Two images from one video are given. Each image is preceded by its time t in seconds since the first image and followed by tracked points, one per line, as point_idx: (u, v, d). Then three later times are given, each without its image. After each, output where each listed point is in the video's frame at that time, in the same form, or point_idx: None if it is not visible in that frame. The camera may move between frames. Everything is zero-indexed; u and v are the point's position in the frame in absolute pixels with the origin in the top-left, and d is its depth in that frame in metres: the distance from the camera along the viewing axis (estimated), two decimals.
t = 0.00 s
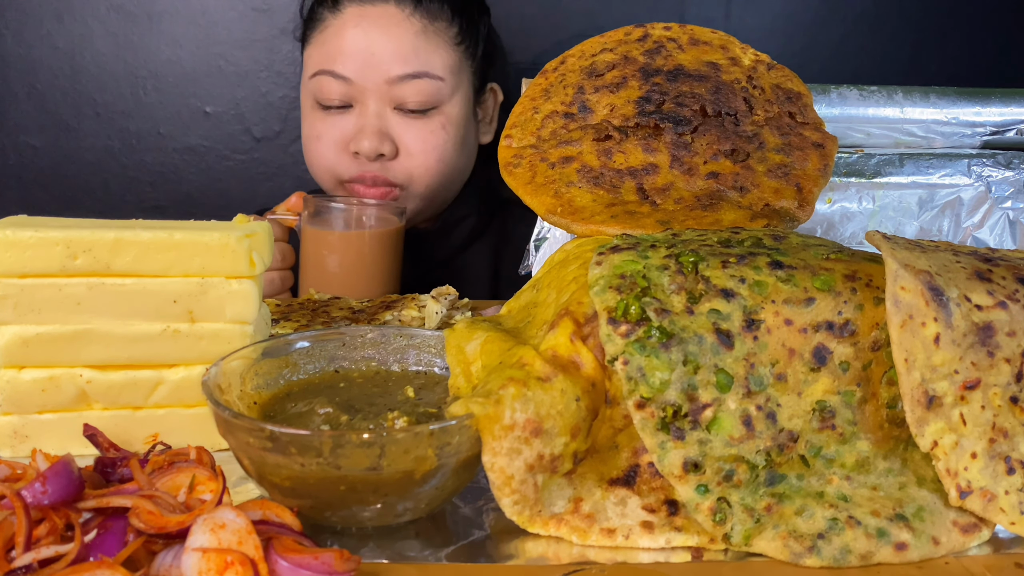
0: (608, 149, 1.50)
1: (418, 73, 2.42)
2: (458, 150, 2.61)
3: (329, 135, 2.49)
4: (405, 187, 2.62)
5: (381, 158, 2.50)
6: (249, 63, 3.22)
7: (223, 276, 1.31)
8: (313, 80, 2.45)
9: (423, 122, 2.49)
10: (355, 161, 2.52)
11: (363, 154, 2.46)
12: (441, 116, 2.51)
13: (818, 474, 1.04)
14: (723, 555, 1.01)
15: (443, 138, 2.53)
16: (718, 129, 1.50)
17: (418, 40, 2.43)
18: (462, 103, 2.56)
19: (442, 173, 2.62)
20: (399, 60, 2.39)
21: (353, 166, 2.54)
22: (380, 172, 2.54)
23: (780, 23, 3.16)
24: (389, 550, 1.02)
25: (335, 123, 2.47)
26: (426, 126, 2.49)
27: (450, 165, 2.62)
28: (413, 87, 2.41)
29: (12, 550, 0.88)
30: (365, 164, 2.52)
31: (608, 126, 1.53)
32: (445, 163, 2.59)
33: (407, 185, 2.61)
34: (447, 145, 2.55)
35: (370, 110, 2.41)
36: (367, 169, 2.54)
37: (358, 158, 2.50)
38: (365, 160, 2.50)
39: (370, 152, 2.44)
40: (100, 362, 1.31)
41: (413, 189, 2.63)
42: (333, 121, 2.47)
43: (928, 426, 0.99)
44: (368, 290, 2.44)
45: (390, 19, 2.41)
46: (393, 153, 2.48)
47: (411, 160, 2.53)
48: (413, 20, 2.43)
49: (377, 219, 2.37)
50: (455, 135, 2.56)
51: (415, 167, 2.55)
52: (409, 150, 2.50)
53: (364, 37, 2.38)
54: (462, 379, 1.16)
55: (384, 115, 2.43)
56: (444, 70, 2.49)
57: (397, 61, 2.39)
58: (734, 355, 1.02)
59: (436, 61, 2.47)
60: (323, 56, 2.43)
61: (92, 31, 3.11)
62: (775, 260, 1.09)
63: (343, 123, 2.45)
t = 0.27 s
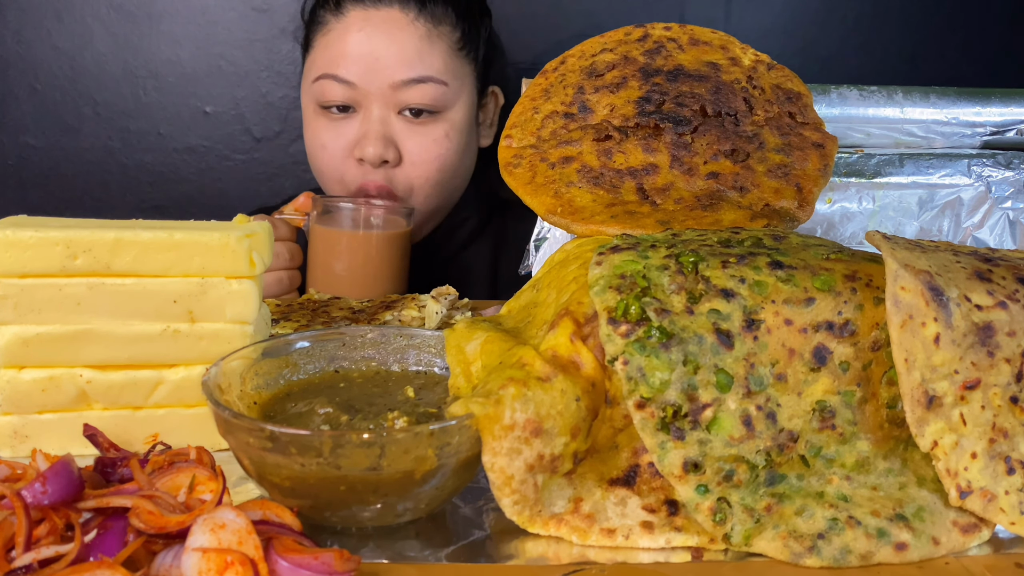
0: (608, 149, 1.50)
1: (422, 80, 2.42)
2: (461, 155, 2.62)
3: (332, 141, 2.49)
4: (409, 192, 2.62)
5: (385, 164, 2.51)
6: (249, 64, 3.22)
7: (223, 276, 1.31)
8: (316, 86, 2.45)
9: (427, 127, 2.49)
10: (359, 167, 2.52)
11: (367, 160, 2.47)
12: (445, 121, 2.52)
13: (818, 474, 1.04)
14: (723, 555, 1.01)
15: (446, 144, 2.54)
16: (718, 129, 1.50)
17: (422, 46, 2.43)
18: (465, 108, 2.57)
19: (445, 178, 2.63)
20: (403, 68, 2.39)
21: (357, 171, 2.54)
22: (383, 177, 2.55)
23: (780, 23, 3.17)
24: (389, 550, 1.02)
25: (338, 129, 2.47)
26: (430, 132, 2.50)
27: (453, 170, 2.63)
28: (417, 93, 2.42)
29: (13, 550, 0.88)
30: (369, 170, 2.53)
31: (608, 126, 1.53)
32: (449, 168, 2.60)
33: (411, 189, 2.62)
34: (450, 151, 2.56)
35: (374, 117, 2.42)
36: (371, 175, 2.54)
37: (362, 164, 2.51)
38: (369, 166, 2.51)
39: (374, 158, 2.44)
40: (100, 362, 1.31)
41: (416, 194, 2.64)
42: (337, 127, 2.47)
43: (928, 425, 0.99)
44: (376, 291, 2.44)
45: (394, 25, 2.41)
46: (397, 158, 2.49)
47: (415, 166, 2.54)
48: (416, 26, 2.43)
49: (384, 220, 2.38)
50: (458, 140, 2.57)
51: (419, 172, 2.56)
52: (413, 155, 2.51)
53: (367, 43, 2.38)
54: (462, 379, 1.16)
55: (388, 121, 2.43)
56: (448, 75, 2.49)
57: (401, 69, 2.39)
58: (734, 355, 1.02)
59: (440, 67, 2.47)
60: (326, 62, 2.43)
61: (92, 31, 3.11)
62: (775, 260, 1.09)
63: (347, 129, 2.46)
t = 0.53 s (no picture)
0: (608, 149, 1.50)
1: (422, 86, 2.42)
2: (461, 159, 2.63)
3: (332, 146, 2.49)
4: (408, 196, 2.63)
5: (385, 169, 2.51)
6: (249, 64, 3.22)
7: (223, 276, 1.31)
8: (316, 91, 2.44)
9: (427, 132, 2.49)
10: (359, 171, 2.52)
11: (367, 165, 2.47)
12: (445, 126, 2.52)
13: (818, 474, 1.04)
14: (723, 555, 1.01)
15: (446, 149, 2.54)
16: (718, 129, 1.50)
17: (422, 52, 2.43)
18: (465, 113, 2.57)
19: (445, 182, 2.64)
20: (403, 74, 2.39)
21: (357, 176, 2.54)
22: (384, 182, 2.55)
23: (780, 23, 3.16)
24: (389, 550, 1.02)
25: (339, 134, 2.47)
26: (431, 137, 2.50)
27: (453, 174, 2.64)
28: (418, 98, 2.42)
29: (13, 550, 0.88)
30: (369, 175, 2.53)
31: (608, 126, 1.53)
32: (449, 172, 2.61)
33: (411, 194, 2.62)
34: (450, 155, 2.57)
35: (375, 122, 2.42)
36: (371, 179, 2.55)
37: (362, 169, 2.51)
38: (369, 171, 2.51)
39: (375, 164, 2.45)
40: (100, 362, 1.31)
41: (416, 198, 2.64)
42: (337, 132, 2.47)
43: (928, 426, 0.99)
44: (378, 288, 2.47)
45: (394, 31, 2.41)
46: (397, 163, 2.50)
47: (415, 170, 2.54)
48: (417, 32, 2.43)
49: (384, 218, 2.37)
50: (458, 145, 2.58)
51: (419, 177, 2.57)
52: (414, 160, 2.52)
53: (368, 49, 2.38)
54: (462, 379, 1.16)
55: (389, 127, 2.44)
56: (448, 81, 2.49)
57: (401, 75, 2.39)
58: (734, 355, 1.02)
59: (440, 72, 2.47)
60: (327, 67, 2.43)
61: (92, 31, 3.11)
62: (775, 260, 1.09)
63: (347, 134, 2.46)
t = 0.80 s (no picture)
0: (608, 149, 1.50)
1: (420, 85, 2.42)
2: (459, 158, 2.62)
3: (331, 145, 2.49)
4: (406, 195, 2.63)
5: (383, 168, 2.51)
6: (249, 64, 3.22)
7: (223, 275, 1.31)
8: (315, 90, 2.45)
9: (425, 131, 2.49)
10: (358, 170, 2.52)
11: (365, 164, 2.47)
12: (443, 125, 2.52)
13: (818, 474, 1.04)
14: (723, 555, 1.01)
15: (444, 148, 2.54)
16: (718, 129, 1.50)
17: (420, 52, 2.43)
18: (463, 112, 2.57)
19: (443, 181, 2.64)
20: (401, 73, 2.39)
21: (355, 175, 2.54)
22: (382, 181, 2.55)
23: (780, 23, 3.16)
24: (389, 550, 1.02)
25: (337, 133, 2.47)
26: (429, 136, 2.50)
27: (451, 173, 2.64)
28: (416, 98, 2.42)
29: (13, 550, 0.88)
30: (367, 174, 2.53)
31: (608, 126, 1.53)
32: (447, 171, 2.61)
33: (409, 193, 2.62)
34: (448, 155, 2.56)
35: (373, 121, 2.42)
36: (369, 178, 2.55)
37: (360, 168, 2.51)
38: (368, 170, 2.51)
39: (372, 163, 2.45)
40: (100, 362, 1.31)
41: (414, 197, 2.64)
42: (336, 131, 2.47)
43: (928, 426, 0.99)
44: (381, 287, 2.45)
45: (393, 30, 2.41)
46: (395, 162, 2.49)
47: (413, 169, 2.54)
48: (415, 31, 2.43)
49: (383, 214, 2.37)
50: (457, 144, 2.57)
51: (417, 176, 2.56)
52: (411, 160, 2.52)
53: (366, 48, 2.38)
54: (462, 379, 1.16)
55: (387, 126, 2.44)
56: (446, 80, 2.49)
57: (399, 74, 2.39)
58: (734, 355, 1.02)
59: (438, 72, 2.47)
60: (325, 66, 2.43)
61: (92, 31, 3.11)
62: (775, 260, 1.09)
63: (345, 133, 2.46)
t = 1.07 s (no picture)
0: (608, 149, 1.50)
1: (414, 88, 2.41)
2: (455, 160, 2.62)
3: (326, 150, 2.49)
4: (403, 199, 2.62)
5: (379, 172, 2.51)
6: (249, 64, 3.22)
7: (223, 276, 1.31)
8: (310, 96, 2.45)
9: (420, 134, 2.49)
10: (354, 175, 2.52)
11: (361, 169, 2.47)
12: (438, 128, 2.51)
13: (818, 474, 1.04)
14: (723, 555, 1.01)
15: (439, 151, 2.53)
16: (718, 129, 1.50)
17: (414, 55, 2.43)
18: (458, 114, 2.56)
19: (439, 183, 2.63)
20: (395, 76, 2.39)
21: (352, 180, 2.55)
22: (378, 185, 2.54)
23: (781, 23, 3.16)
24: (389, 550, 1.02)
25: (332, 137, 2.47)
26: (423, 139, 2.49)
27: (447, 175, 2.63)
28: (410, 101, 2.41)
29: (13, 550, 0.88)
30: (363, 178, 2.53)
31: (608, 126, 1.53)
32: (443, 173, 2.60)
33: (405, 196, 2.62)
34: (444, 157, 2.56)
35: (367, 124, 2.42)
36: (365, 183, 2.55)
37: (355, 172, 2.51)
38: (363, 174, 2.51)
39: (367, 167, 2.45)
40: (100, 362, 1.31)
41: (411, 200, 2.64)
42: (331, 135, 2.47)
43: (928, 426, 0.99)
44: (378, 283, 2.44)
45: (385, 34, 2.41)
46: (391, 166, 2.49)
47: (409, 172, 2.53)
48: (407, 34, 2.43)
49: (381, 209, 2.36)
50: (452, 146, 2.57)
51: (413, 179, 2.56)
52: (407, 163, 2.51)
53: (359, 51, 2.39)
54: (462, 379, 1.16)
55: (381, 129, 2.43)
56: (440, 83, 2.48)
57: (393, 77, 2.38)
58: (734, 355, 1.02)
59: (432, 74, 2.46)
60: (319, 70, 2.43)
61: (92, 31, 3.11)
62: (775, 260, 1.09)
63: (340, 137, 2.45)
